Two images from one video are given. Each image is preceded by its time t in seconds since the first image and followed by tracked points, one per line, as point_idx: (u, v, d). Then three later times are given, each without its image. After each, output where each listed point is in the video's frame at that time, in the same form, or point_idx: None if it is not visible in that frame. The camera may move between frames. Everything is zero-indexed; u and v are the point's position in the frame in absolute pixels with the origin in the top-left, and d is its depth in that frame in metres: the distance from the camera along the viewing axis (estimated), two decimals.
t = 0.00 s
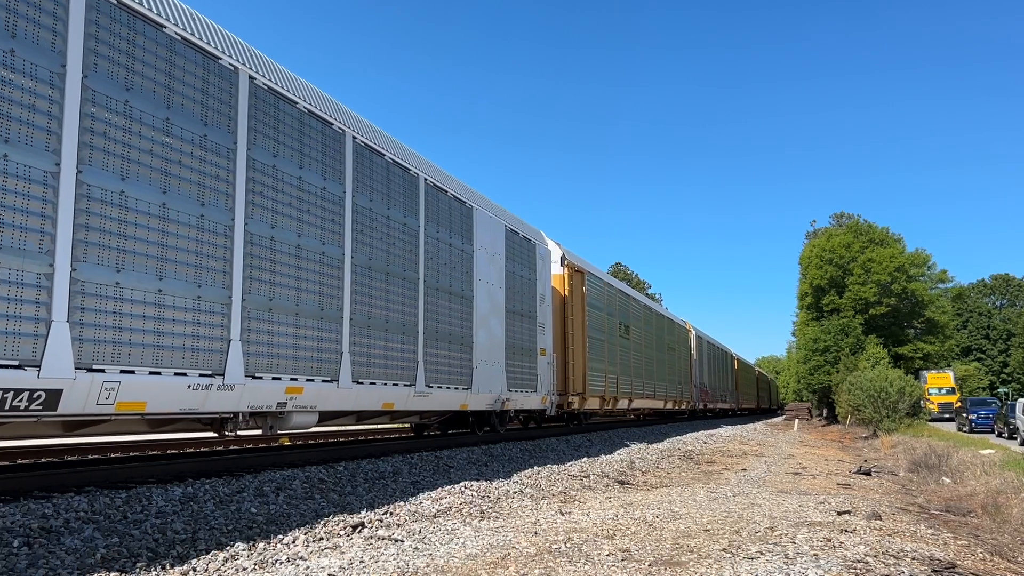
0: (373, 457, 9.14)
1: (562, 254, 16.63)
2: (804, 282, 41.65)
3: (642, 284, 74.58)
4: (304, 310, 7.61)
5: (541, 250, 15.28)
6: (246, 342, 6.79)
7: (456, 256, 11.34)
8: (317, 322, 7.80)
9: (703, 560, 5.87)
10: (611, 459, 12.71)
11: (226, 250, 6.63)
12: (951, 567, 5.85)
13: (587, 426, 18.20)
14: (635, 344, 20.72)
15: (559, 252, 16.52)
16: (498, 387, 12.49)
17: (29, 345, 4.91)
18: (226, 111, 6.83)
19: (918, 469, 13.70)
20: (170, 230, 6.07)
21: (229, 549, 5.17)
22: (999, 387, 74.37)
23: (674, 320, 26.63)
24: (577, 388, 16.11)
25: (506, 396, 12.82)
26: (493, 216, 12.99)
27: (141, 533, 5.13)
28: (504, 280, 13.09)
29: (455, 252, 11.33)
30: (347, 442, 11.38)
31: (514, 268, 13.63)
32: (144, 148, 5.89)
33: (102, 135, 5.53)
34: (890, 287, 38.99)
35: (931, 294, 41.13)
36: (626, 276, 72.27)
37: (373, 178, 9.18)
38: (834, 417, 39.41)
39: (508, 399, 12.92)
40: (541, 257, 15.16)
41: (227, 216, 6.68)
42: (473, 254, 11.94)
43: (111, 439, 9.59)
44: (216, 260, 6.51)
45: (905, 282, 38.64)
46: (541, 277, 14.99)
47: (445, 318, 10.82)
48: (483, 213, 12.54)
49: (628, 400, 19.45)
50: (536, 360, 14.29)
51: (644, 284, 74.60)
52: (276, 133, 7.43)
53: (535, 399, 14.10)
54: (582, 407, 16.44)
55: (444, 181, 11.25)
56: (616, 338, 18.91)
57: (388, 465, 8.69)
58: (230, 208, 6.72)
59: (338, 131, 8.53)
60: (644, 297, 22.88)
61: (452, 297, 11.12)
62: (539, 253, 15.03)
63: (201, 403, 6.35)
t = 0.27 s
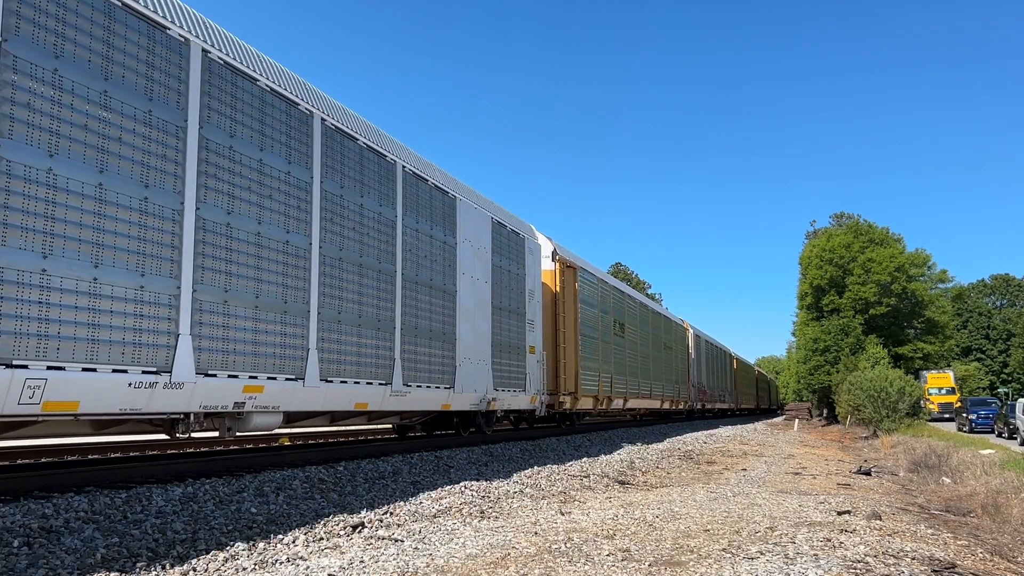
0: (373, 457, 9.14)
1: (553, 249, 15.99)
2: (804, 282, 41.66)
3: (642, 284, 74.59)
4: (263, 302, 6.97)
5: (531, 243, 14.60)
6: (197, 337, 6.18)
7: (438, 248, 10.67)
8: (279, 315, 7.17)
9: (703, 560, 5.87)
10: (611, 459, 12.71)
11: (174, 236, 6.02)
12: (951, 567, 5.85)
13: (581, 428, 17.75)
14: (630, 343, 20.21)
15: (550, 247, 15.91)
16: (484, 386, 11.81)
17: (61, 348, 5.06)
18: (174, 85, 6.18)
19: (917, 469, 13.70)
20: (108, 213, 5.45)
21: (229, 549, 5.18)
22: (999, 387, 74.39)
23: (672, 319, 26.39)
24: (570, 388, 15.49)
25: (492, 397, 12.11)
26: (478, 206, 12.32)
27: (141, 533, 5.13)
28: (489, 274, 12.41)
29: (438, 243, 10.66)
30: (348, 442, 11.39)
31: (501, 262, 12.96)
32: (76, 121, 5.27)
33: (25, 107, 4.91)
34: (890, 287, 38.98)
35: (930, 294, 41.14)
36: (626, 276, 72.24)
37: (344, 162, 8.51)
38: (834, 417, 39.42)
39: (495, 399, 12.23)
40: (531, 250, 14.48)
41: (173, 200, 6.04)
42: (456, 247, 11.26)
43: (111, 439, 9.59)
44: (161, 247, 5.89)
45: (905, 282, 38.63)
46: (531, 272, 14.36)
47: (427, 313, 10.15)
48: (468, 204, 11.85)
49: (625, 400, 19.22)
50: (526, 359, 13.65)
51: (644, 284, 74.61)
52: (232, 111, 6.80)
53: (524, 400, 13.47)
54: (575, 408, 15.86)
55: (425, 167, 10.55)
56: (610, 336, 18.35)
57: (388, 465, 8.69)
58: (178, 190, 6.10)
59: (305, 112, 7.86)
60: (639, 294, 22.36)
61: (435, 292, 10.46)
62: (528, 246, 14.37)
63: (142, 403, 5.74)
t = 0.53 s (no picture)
0: (373, 457, 9.14)
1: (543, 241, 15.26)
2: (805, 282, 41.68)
3: (642, 284, 74.59)
4: (217, 293, 6.35)
5: (517, 235, 13.80)
6: (140, 330, 5.57)
7: (418, 240, 10.01)
8: (235, 307, 6.55)
9: (703, 560, 5.87)
10: (611, 459, 12.71)
11: (116, 220, 5.43)
12: (951, 567, 5.86)
13: (577, 429, 17.47)
14: (625, 341, 19.67)
15: (540, 240, 15.16)
16: (468, 386, 11.13)
17: (83, 347, 5.12)
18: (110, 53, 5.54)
19: (917, 469, 13.71)
20: (33, 194, 4.86)
21: (229, 549, 5.18)
22: (999, 387, 74.40)
23: (669, 318, 26.28)
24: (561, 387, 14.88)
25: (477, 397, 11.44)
26: (461, 195, 11.55)
27: (141, 533, 5.13)
28: (474, 266, 11.71)
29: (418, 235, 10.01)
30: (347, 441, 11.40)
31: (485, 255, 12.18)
32: None
33: None
34: (890, 287, 38.96)
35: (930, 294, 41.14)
36: (626, 276, 72.24)
37: (311, 146, 7.84)
38: (834, 417, 39.43)
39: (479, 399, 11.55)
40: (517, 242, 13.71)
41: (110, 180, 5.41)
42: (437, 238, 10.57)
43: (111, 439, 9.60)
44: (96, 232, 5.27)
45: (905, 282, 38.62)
46: (520, 267, 13.70)
47: (403, 307, 9.45)
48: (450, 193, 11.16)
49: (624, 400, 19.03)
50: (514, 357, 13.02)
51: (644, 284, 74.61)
52: (182, 86, 6.17)
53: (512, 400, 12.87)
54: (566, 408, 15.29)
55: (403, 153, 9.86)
56: (603, 334, 17.74)
57: (388, 465, 8.69)
58: (119, 170, 5.49)
59: (266, 90, 7.22)
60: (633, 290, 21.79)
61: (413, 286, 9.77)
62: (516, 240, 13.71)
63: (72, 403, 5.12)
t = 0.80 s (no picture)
0: (372, 457, 9.13)
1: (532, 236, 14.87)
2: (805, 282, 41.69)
3: (642, 284, 74.60)
4: (163, 284, 5.91)
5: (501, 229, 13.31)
6: (133, 327, 5.63)
7: (394, 230, 9.57)
8: (187, 298, 6.13)
9: (703, 560, 5.87)
10: (611, 459, 12.71)
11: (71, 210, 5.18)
12: (951, 567, 5.85)
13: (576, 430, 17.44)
14: (619, 340, 19.32)
15: (530, 234, 14.75)
16: (447, 385, 10.68)
17: (82, 349, 5.24)
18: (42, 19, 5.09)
19: (917, 469, 13.70)
20: None
21: (229, 549, 5.17)
22: (999, 387, 74.39)
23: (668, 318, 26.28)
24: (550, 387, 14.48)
25: (456, 397, 10.98)
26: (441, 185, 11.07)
27: (141, 533, 5.13)
28: (454, 260, 11.22)
29: (394, 225, 9.56)
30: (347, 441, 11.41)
31: (466, 248, 11.70)
32: None
33: None
34: (890, 287, 38.96)
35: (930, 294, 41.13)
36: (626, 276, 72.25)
37: (274, 128, 7.39)
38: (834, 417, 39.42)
39: (459, 399, 11.10)
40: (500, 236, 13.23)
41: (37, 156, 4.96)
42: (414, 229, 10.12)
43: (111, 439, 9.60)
44: (21, 213, 4.83)
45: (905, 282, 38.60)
46: (505, 261, 13.25)
47: (375, 302, 9.02)
48: (429, 182, 10.69)
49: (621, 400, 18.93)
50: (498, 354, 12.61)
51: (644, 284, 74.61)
52: (125, 58, 5.72)
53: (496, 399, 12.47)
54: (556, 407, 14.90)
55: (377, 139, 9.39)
56: (597, 333, 17.37)
57: (388, 465, 8.69)
58: (49, 147, 5.03)
59: (222, 66, 6.75)
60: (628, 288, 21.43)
61: (387, 279, 9.33)
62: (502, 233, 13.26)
63: None
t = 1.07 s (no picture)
0: (372, 457, 9.13)
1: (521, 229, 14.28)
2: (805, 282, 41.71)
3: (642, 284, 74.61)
4: (99, 272, 5.39)
5: (488, 221, 12.68)
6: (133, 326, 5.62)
7: (370, 220, 8.99)
8: (127, 287, 5.60)
9: (703, 560, 5.87)
10: (611, 459, 12.72)
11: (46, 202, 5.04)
12: (951, 567, 5.85)
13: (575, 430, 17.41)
14: (613, 337, 18.85)
15: (519, 228, 14.19)
16: (428, 384, 10.07)
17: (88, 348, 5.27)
18: None
19: (917, 469, 13.70)
20: None
21: (229, 549, 5.17)
22: (999, 387, 74.40)
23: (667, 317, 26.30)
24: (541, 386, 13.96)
25: (439, 397, 10.35)
26: (422, 173, 10.49)
27: (141, 533, 5.13)
28: (436, 252, 10.60)
29: (369, 214, 8.99)
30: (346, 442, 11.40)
31: (449, 240, 11.10)
32: None
33: None
34: (890, 287, 38.95)
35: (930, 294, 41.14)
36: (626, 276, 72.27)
37: (231, 105, 6.84)
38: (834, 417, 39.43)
39: (441, 399, 10.47)
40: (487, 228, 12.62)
41: None
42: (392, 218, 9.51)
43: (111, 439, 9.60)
44: None
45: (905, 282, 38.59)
46: (492, 255, 12.67)
47: (348, 296, 8.39)
48: (410, 170, 10.10)
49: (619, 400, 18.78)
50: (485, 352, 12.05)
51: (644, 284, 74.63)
52: (54, 23, 5.22)
53: (483, 399, 11.88)
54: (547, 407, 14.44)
55: (351, 122, 8.81)
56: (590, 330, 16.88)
57: (388, 465, 8.69)
58: None
59: (170, 35, 6.22)
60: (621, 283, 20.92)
61: (362, 273, 8.72)
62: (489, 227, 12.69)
63: None
